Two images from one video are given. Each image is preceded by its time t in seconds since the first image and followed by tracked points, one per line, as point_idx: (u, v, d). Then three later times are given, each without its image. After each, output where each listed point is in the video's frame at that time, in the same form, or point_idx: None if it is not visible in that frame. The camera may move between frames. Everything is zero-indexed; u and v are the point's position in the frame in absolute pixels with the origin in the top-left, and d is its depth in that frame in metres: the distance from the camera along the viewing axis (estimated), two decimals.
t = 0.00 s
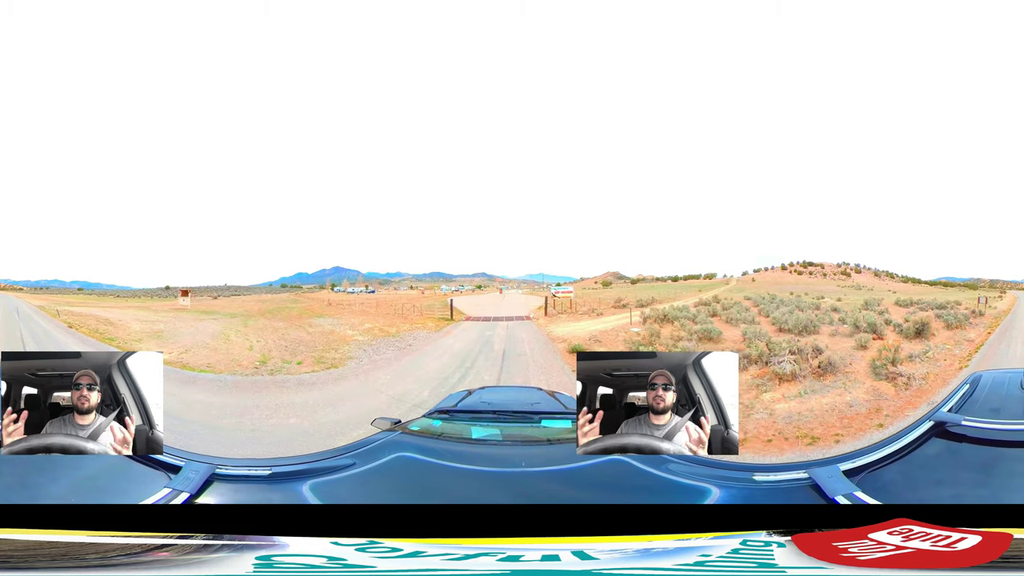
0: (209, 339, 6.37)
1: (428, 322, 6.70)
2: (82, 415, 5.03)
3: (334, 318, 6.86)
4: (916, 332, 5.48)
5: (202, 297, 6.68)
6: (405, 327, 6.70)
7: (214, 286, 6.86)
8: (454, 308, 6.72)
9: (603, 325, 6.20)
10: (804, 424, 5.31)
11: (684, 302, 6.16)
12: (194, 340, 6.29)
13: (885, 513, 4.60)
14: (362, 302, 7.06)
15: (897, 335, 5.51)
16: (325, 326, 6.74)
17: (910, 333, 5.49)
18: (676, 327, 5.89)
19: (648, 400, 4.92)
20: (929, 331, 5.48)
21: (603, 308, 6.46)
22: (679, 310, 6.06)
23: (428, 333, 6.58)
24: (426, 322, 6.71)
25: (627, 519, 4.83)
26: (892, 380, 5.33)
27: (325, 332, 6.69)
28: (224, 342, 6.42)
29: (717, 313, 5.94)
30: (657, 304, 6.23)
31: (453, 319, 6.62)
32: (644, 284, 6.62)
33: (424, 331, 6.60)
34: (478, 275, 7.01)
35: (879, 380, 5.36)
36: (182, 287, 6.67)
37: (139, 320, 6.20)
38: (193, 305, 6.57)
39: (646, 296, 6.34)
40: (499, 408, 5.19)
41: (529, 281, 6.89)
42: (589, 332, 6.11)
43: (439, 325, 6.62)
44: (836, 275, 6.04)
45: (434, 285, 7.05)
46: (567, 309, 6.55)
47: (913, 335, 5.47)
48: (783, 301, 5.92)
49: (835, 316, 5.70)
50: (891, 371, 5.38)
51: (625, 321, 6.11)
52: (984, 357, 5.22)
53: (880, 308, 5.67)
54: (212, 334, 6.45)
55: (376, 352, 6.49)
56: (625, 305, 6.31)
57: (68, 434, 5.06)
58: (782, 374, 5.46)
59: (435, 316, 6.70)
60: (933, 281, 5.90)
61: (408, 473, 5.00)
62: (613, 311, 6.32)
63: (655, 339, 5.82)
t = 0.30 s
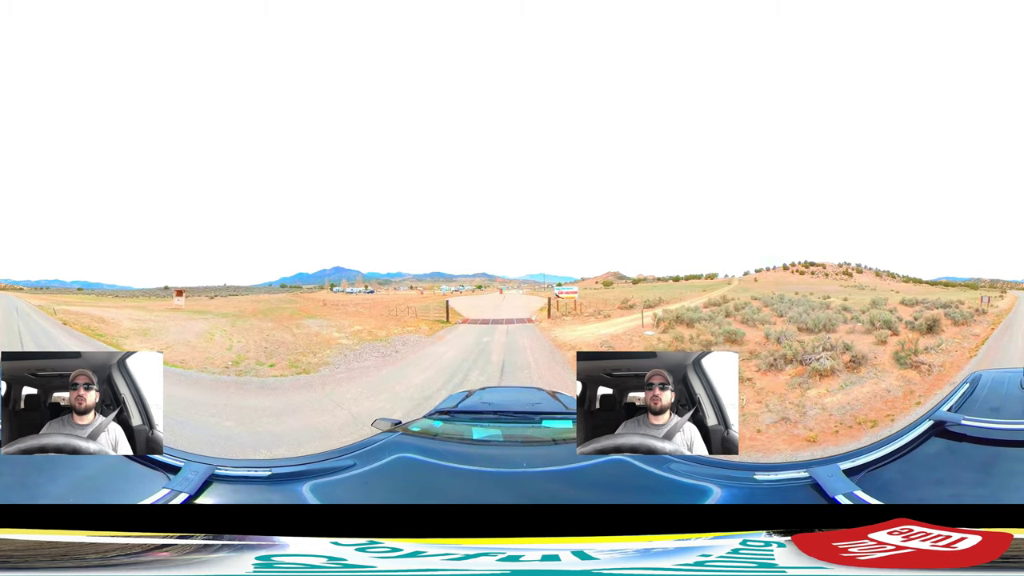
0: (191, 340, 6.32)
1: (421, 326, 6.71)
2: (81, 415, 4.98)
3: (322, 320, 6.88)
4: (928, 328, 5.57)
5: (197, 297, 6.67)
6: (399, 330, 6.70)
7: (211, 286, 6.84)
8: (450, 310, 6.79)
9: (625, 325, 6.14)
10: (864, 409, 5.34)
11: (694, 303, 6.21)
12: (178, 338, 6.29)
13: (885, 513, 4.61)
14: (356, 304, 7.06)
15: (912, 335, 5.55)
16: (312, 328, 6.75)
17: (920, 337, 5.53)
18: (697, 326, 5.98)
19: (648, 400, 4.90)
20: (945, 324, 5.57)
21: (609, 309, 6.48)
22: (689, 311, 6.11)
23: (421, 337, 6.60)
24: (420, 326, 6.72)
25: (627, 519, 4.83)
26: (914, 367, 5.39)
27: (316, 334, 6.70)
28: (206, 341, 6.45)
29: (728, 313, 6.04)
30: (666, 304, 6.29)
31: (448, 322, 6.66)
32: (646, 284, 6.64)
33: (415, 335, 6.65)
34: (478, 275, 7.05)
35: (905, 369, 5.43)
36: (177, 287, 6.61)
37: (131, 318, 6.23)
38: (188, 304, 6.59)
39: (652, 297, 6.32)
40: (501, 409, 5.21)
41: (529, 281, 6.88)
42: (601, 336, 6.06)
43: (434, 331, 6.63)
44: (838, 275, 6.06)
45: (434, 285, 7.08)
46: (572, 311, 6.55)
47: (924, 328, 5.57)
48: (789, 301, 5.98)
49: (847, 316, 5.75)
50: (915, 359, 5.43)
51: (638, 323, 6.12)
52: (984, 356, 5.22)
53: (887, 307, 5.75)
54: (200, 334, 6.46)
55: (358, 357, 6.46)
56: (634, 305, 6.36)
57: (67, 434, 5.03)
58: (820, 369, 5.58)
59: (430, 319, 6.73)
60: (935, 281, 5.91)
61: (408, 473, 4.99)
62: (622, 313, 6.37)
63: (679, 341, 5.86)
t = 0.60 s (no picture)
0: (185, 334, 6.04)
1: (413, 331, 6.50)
2: (81, 415, 5.01)
3: (311, 321, 6.55)
4: (937, 324, 5.43)
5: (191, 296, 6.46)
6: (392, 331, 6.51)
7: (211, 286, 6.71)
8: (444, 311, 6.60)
9: (641, 323, 5.98)
10: (901, 393, 5.13)
11: (705, 303, 6.02)
12: (162, 335, 5.93)
13: (885, 513, 4.61)
14: (351, 305, 6.80)
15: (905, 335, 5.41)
16: (307, 330, 6.43)
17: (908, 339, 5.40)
18: (716, 326, 5.73)
19: (648, 400, 4.90)
20: (952, 322, 5.44)
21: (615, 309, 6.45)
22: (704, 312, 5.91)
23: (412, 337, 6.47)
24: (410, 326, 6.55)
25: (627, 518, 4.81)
26: (932, 356, 5.27)
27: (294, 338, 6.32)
28: (189, 340, 6.03)
29: (744, 313, 5.86)
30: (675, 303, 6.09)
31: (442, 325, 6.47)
32: (646, 285, 6.57)
33: (402, 340, 6.42)
34: (478, 275, 7.05)
35: (923, 360, 5.28)
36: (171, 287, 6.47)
37: (125, 316, 5.99)
38: (183, 305, 6.33)
39: (659, 297, 6.20)
40: (501, 409, 5.21)
41: (529, 282, 6.85)
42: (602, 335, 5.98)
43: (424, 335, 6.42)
44: (839, 275, 5.99)
45: (434, 284, 7.00)
46: (577, 313, 6.50)
47: (931, 325, 5.44)
48: (798, 301, 5.83)
49: (859, 314, 5.57)
50: (933, 350, 5.31)
51: (650, 325, 5.91)
52: (985, 355, 5.16)
53: (895, 306, 5.59)
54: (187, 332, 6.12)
55: (336, 363, 6.15)
56: (641, 306, 6.22)
57: (67, 434, 5.05)
58: (850, 363, 5.33)
59: (422, 322, 6.51)
60: (934, 281, 5.85)
61: (408, 473, 5.00)
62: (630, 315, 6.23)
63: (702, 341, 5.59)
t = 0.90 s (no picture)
0: (188, 330, 5.95)
1: (402, 334, 6.26)
2: (81, 415, 5.01)
3: (300, 321, 6.35)
4: (945, 321, 5.43)
5: (186, 296, 6.32)
6: (382, 337, 6.28)
7: (209, 286, 6.53)
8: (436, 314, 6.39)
9: (653, 321, 5.80)
10: (927, 376, 5.17)
11: (717, 304, 5.85)
12: (150, 332, 5.76)
13: (885, 513, 4.63)
14: (341, 305, 6.56)
15: (919, 334, 5.39)
16: (296, 332, 6.23)
17: (923, 334, 5.39)
18: (741, 327, 5.57)
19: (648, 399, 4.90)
20: (959, 319, 5.44)
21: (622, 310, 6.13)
22: (726, 310, 5.75)
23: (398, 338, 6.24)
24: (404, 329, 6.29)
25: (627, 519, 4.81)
26: (944, 347, 5.31)
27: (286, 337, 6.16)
28: (175, 337, 5.81)
29: (761, 311, 5.69)
30: (685, 302, 5.94)
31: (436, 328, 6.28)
32: (646, 285, 6.36)
33: (379, 343, 6.24)
34: (478, 274, 6.84)
35: (939, 352, 5.29)
36: (167, 287, 6.36)
37: (118, 315, 5.84)
38: (178, 304, 6.19)
39: (666, 299, 6.06)
40: (500, 409, 5.26)
41: (529, 281, 6.65)
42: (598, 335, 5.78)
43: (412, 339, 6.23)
44: (841, 275, 5.85)
45: (434, 284, 6.77)
46: (583, 315, 6.12)
47: (941, 322, 5.45)
48: (808, 301, 5.65)
49: (869, 314, 5.56)
50: (944, 342, 5.34)
51: (665, 327, 5.68)
52: (985, 355, 5.15)
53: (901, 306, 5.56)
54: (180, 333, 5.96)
55: (311, 367, 5.98)
56: (649, 308, 5.98)
57: (67, 434, 5.04)
58: (879, 357, 5.33)
59: (414, 324, 6.29)
60: (936, 280, 5.77)
61: (409, 473, 5.01)
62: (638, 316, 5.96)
63: (734, 340, 5.48)
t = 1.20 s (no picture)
0: (179, 330, 5.97)
1: (391, 338, 6.28)
2: (81, 415, 5.02)
3: (289, 322, 6.34)
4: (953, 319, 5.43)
5: (182, 296, 6.34)
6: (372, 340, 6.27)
7: (206, 286, 6.57)
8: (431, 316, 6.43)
9: (664, 322, 5.78)
10: (943, 365, 5.19)
11: (727, 304, 5.81)
12: (139, 330, 5.77)
13: (885, 513, 4.64)
14: (334, 306, 6.55)
15: (929, 329, 5.40)
16: (282, 333, 6.21)
17: (933, 329, 5.40)
18: (762, 326, 5.52)
19: (648, 399, 4.91)
20: (964, 317, 5.45)
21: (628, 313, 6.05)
22: (743, 306, 5.72)
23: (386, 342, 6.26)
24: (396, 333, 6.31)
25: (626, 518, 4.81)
26: (954, 340, 5.32)
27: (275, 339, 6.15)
28: (162, 336, 5.82)
29: (775, 312, 5.63)
30: (693, 302, 5.91)
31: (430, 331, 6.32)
32: (647, 286, 6.34)
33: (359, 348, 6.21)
34: (478, 275, 6.84)
35: (949, 345, 5.31)
36: (162, 287, 6.37)
37: (112, 313, 5.89)
38: (172, 305, 6.21)
39: (676, 299, 6.03)
40: (501, 408, 5.28)
41: (530, 281, 6.64)
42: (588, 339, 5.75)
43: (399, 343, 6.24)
44: (843, 275, 5.89)
45: (434, 285, 6.83)
46: (588, 317, 6.03)
47: (949, 318, 5.45)
48: (816, 301, 5.66)
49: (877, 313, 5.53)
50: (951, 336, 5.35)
51: (679, 330, 5.62)
52: (984, 355, 5.14)
53: (908, 305, 5.52)
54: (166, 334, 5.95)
55: (283, 370, 5.93)
56: (657, 308, 5.93)
57: (67, 434, 5.04)
58: (899, 349, 5.31)
59: (406, 327, 6.32)
60: (936, 280, 5.78)
61: (409, 473, 5.01)
62: (647, 318, 5.90)
63: (762, 338, 5.43)
